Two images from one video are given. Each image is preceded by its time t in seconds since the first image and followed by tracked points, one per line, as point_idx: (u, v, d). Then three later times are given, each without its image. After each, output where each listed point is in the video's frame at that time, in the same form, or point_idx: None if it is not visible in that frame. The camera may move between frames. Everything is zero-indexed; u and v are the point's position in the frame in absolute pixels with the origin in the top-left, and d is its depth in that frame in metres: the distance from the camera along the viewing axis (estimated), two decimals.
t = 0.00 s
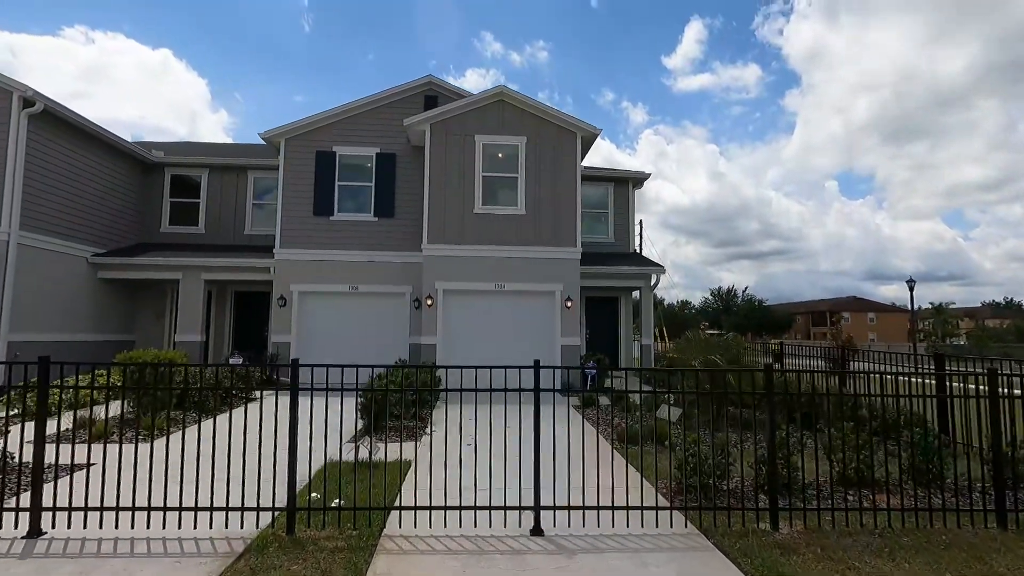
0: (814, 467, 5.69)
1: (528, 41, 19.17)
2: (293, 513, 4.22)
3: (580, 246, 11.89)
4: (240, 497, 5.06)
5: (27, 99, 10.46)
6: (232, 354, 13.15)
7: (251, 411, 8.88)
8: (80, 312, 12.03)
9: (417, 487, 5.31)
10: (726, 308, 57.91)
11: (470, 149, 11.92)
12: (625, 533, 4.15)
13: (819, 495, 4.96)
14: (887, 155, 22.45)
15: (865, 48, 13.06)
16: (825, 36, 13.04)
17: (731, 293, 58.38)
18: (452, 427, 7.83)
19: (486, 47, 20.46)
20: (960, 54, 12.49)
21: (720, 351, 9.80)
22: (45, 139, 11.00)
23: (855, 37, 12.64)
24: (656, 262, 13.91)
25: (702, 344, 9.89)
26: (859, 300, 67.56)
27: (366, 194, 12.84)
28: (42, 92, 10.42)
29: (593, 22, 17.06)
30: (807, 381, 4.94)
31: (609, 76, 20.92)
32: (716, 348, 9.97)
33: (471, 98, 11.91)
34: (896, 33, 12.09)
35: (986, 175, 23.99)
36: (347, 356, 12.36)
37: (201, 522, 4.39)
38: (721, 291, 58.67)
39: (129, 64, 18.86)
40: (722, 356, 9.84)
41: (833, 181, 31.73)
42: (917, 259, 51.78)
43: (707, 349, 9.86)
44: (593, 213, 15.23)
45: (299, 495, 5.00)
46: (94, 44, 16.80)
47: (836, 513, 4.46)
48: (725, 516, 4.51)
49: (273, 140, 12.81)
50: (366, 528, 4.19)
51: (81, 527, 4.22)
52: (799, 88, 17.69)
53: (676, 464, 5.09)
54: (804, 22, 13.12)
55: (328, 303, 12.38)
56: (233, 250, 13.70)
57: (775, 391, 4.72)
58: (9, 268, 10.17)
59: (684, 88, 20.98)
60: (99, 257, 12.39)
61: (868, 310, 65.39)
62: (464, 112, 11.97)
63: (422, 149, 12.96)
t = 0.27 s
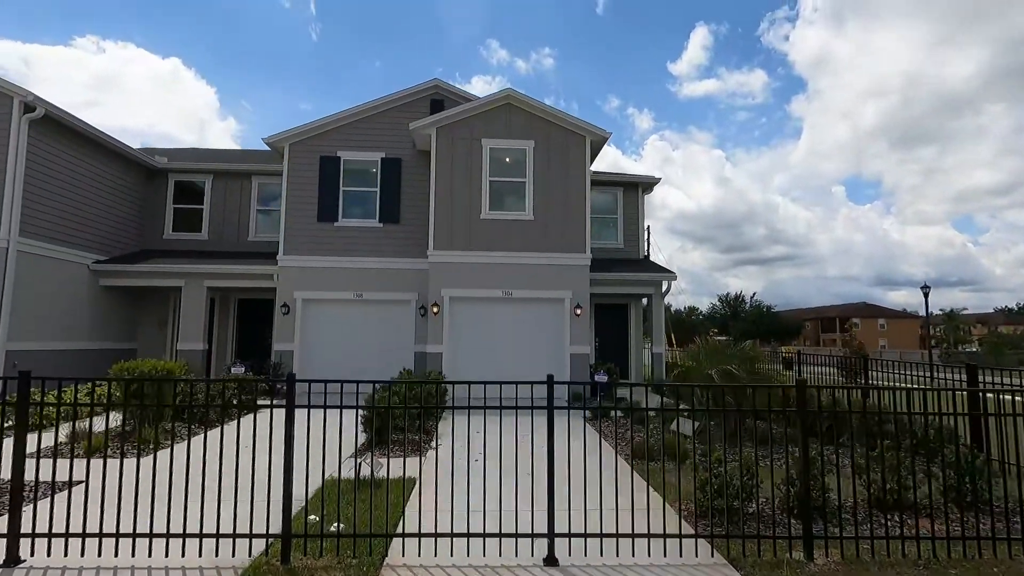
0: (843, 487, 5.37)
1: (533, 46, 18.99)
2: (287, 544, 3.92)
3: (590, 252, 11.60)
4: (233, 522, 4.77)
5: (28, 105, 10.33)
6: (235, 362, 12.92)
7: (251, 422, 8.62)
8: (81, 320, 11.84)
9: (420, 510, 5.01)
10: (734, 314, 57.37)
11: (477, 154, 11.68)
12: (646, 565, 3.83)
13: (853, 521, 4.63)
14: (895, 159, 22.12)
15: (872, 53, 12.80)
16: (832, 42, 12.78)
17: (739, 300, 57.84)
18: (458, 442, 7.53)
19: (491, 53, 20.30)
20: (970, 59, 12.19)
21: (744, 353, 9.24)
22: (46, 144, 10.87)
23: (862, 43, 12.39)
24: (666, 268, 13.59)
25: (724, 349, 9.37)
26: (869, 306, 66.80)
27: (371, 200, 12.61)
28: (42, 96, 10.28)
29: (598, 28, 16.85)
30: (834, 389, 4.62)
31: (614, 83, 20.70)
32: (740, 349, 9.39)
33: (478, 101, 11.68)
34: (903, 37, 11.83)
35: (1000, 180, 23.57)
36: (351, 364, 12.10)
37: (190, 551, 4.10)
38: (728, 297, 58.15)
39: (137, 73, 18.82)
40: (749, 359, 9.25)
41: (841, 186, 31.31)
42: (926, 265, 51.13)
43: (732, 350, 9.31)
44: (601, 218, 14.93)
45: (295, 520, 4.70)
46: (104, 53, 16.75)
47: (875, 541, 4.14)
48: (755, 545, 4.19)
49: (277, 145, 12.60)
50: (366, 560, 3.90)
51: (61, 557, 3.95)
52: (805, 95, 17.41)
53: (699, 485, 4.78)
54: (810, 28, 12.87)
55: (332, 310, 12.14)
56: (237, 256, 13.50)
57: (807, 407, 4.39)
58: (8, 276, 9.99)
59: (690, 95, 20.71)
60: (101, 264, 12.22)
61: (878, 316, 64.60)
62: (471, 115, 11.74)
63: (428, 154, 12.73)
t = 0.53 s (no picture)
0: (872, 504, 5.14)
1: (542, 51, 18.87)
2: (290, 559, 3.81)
3: (602, 256, 11.36)
4: (236, 541, 4.63)
5: (38, 110, 10.32)
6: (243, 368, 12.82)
7: (260, 431, 8.49)
8: (90, 326, 11.80)
9: (430, 528, 4.81)
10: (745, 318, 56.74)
11: (488, 157, 11.50)
12: None
13: (889, 542, 4.39)
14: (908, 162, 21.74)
15: (883, 56, 12.53)
16: (842, 45, 12.54)
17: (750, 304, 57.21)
18: (469, 454, 7.33)
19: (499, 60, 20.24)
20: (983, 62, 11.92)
21: (765, 360, 8.83)
22: (56, 150, 10.85)
23: (873, 45, 12.12)
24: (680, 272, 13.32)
25: (744, 356, 8.98)
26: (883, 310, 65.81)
27: (380, 204, 12.47)
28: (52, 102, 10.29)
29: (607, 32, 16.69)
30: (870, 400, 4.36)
31: (624, 88, 20.48)
32: (760, 357, 9.02)
33: (488, 104, 11.51)
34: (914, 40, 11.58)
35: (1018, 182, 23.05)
36: (360, 371, 11.95)
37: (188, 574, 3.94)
38: (740, 301, 57.53)
39: (148, 81, 18.88)
40: (769, 368, 8.75)
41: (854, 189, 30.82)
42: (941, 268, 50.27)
43: (751, 357, 8.95)
44: (613, 222, 14.69)
45: (298, 539, 4.53)
46: (117, 62, 16.65)
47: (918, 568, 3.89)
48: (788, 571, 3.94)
49: (285, 149, 12.50)
50: None
51: None
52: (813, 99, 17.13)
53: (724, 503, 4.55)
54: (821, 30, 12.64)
55: (341, 315, 12.00)
56: (245, 261, 13.42)
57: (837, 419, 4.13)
58: (17, 282, 9.96)
59: (700, 99, 20.48)
60: (110, 269, 12.17)
61: (893, 319, 63.60)
62: (481, 118, 11.57)
63: (437, 158, 12.58)
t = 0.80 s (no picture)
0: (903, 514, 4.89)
1: (551, 53, 18.67)
2: (289, 572, 3.65)
3: (614, 256, 11.14)
4: (236, 551, 4.49)
5: (46, 111, 10.30)
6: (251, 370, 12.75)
7: (266, 436, 8.36)
8: (99, 328, 11.77)
9: (436, 537, 4.64)
10: (757, 320, 56.14)
11: (497, 155, 11.32)
12: None
13: (924, 555, 4.15)
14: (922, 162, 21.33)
15: (895, 55, 12.25)
16: (852, 44, 12.28)
17: (762, 305, 56.59)
18: (478, 459, 7.14)
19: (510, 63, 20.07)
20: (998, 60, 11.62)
21: (783, 363, 8.54)
22: (64, 151, 10.84)
23: (883, 44, 11.85)
24: (693, 272, 13.06)
25: (762, 359, 8.68)
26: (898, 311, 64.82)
27: (389, 204, 12.34)
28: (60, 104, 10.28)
29: (616, 33, 16.48)
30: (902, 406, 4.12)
31: (634, 88, 20.25)
32: (778, 359, 8.71)
33: (498, 101, 11.33)
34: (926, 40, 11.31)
35: None
36: (368, 373, 11.81)
37: None
38: (752, 302, 56.92)
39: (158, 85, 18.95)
40: (788, 372, 8.44)
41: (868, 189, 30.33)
42: (957, 267, 49.41)
43: (769, 360, 8.64)
44: (624, 221, 14.44)
45: (300, 548, 4.38)
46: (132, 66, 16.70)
47: None
48: None
49: (293, 150, 12.41)
50: None
51: None
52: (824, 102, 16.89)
53: (746, 513, 4.33)
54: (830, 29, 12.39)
55: (348, 317, 11.87)
56: (253, 263, 13.34)
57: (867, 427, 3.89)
58: (26, 284, 9.94)
59: (710, 100, 20.22)
60: (119, 271, 12.15)
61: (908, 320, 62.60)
62: (490, 116, 11.39)
63: (446, 157, 12.42)
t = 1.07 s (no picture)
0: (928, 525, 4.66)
1: (557, 54, 18.47)
2: None
3: (621, 256, 10.94)
4: (231, 562, 4.35)
5: (48, 112, 10.24)
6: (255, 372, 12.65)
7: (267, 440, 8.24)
8: (102, 329, 11.71)
9: (438, 547, 4.48)
10: (766, 320, 55.76)
11: (502, 153, 11.14)
12: None
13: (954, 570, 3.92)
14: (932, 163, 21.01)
15: (904, 55, 12.03)
16: (859, 42, 12.07)
17: (771, 305, 56.23)
18: (482, 465, 6.97)
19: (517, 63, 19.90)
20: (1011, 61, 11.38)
21: (798, 365, 8.28)
22: (67, 152, 10.79)
23: (891, 43, 11.60)
24: (702, 272, 12.82)
25: (776, 361, 8.42)
26: (909, 311, 64.05)
27: (393, 204, 12.19)
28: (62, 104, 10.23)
29: (621, 33, 16.28)
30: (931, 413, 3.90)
31: (639, 88, 20.06)
32: (793, 361, 8.45)
33: (503, 99, 11.15)
34: (936, 39, 11.08)
35: None
36: (371, 374, 11.66)
37: None
38: (761, 302, 56.63)
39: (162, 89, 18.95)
40: (804, 376, 8.18)
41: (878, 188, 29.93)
42: (970, 267, 48.76)
43: (783, 362, 8.39)
44: (632, 220, 14.22)
45: (296, 560, 4.23)
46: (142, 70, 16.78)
47: None
48: None
49: (296, 149, 12.29)
50: None
51: None
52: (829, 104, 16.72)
53: (764, 524, 4.12)
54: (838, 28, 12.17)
55: (352, 318, 11.73)
56: (257, 264, 13.24)
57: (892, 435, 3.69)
58: (28, 286, 9.88)
59: (716, 100, 19.98)
60: (122, 272, 12.10)
61: (920, 320, 61.84)
62: (495, 113, 11.21)
63: (451, 156, 12.26)
